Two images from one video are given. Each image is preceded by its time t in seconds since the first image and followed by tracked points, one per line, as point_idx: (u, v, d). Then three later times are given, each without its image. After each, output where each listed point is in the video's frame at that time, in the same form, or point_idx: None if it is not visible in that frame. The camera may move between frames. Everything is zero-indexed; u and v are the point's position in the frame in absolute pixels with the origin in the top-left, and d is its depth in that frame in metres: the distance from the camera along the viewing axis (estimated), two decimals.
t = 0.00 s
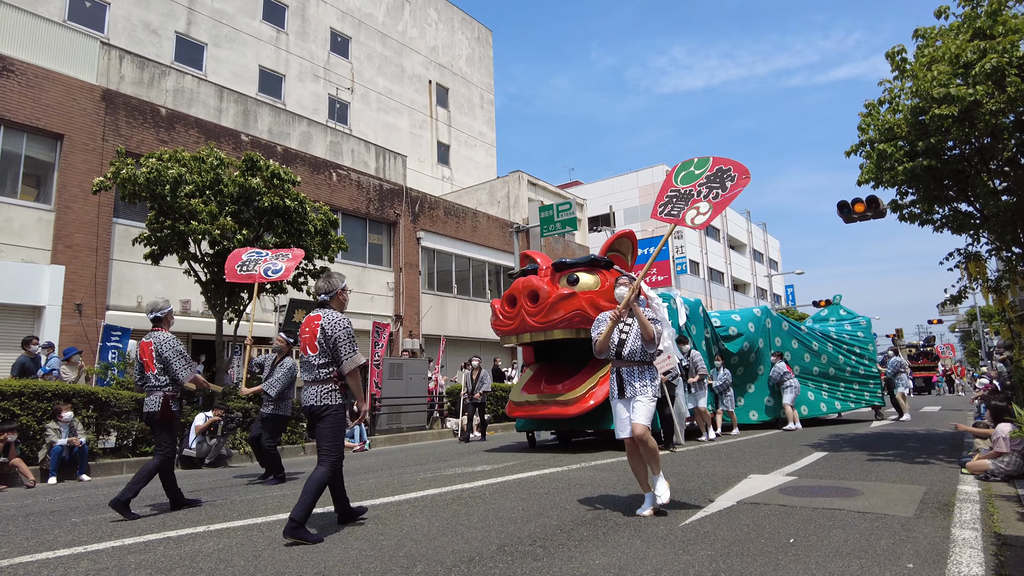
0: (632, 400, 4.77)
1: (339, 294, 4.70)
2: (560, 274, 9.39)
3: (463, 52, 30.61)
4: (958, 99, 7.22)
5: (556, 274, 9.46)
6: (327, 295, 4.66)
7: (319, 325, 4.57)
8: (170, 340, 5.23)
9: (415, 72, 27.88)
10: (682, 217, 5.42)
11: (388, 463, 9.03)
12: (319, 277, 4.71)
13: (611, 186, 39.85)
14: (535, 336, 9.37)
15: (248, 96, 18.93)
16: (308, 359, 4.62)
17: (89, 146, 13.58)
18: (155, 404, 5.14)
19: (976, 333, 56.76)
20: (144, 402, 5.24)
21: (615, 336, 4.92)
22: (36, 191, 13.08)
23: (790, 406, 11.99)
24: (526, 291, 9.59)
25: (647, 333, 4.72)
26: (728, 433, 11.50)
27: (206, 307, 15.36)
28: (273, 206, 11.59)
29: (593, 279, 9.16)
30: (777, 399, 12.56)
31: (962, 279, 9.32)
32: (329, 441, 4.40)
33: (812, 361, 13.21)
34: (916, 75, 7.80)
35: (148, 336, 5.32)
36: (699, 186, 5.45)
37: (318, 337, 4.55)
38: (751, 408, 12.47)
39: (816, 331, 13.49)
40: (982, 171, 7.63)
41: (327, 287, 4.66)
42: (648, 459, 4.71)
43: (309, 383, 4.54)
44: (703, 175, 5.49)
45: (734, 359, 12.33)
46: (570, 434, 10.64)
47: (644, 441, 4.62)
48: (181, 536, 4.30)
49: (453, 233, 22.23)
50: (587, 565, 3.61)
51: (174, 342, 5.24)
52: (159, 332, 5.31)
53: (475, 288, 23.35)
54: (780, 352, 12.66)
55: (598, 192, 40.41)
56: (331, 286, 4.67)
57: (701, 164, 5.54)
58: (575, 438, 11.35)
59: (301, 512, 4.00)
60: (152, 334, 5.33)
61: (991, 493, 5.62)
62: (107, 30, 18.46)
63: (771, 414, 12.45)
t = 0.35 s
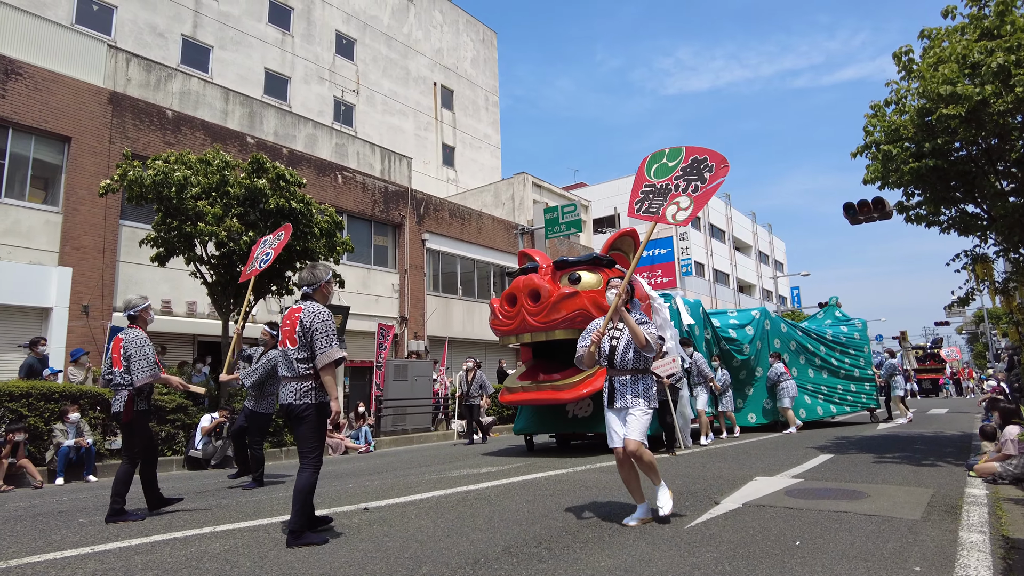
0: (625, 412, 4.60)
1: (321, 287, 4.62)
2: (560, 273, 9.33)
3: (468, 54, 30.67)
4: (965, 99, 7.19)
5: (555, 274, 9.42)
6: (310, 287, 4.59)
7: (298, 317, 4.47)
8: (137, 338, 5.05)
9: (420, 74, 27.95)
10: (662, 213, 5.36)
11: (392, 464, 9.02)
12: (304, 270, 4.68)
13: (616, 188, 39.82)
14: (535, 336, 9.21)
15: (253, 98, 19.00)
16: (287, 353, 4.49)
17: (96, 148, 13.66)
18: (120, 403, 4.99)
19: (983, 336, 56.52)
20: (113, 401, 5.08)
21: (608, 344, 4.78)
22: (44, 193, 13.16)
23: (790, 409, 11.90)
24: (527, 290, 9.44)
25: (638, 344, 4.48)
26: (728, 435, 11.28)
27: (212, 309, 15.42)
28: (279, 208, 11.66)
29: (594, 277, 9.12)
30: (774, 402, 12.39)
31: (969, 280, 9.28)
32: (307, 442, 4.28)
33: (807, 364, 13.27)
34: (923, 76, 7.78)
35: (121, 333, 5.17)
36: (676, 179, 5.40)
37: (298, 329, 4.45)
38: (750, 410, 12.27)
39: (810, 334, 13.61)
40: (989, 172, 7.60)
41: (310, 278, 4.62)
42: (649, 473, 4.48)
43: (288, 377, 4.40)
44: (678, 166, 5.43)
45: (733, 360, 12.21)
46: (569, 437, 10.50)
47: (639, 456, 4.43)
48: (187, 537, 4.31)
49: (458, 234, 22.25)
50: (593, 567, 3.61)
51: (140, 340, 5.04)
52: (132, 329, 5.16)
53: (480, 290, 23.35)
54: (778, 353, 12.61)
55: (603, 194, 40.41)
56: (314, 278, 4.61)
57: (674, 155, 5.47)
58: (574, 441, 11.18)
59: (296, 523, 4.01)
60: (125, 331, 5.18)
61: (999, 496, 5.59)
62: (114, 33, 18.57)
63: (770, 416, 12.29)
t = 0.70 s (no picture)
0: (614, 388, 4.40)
1: (296, 286, 4.37)
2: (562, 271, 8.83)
3: (474, 57, 30.72)
4: (973, 100, 7.16)
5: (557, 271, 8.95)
6: (285, 286, 4.33)
7: (280, 318, 4.15)
8: (100, 340, 4.82)
9: (425, 77, 28.02)
10: (650, 176, 5.14)
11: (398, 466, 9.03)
12: (276, 269, 4.40)
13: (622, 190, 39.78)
14: (539, 337, 8.80)
15: (260, 101, 19.08)
16: (267, 355, 4.14)
17: (103, 151, 13.74)
18: (92, 407, 4.85)
19: (992, 338, 56.17)
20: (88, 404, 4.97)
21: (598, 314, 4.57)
22: (53, 196, 13.25)
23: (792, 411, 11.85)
24: (528, 289, 9.00)
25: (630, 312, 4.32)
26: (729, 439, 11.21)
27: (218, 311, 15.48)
28: (284, 211, 11.66)
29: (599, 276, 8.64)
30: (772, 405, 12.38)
31: (976, 282, 9.23)
32: (299, 447, 4.04)
33: (807, 367, 13.17)
34: (930, 76, 7.74)
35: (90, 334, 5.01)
36: (664, 143, 5.20)
37: (283, 330, 4.11)
38: (750, 414, 12.14)
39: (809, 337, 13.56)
40: (997, 173, 7.55)
41: (285, 277, 4.33)
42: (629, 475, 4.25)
43: (272, 381, 4.08)
44: (666, 131, 5.24)
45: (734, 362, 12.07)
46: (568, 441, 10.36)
47: (627, 443, 4.22)
48: (194, 538, 4.32)
49: (463, 236, 22.26)
50: (599, 570, 3.60)
51: (101, 342, 4.82)
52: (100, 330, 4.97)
53: (485, 292, 23.36)
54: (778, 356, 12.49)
55: (608, 196, 40.39)
56: (288, 277, 4.35)
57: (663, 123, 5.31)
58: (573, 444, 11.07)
59: (225, 510, 3.91)
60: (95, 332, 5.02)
61: (1008, 500, 5.55)
62: (122, 37, 18.69)
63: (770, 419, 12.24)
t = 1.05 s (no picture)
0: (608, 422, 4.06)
1: (253, 290, 4.31)
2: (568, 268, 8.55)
3: (481, 59, 30.77)
4: (984, 99, 7.11)
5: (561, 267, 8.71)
6: (242, 290, 4.25)
7: (239, 322, 4.08)
8: (69, 337, 4.80)
9: (433, 79, 28.10)
10: (613, 192, 5.66)
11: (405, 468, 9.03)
12: (232, 272, 4.30)
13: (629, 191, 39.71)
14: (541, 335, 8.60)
15: (268, 104, 19.17)
16: (225, 360, 4.06)
17: (114, 154, 13.85)
18: (54, 407, 4.74)
19: (1004, 340, 55.69)
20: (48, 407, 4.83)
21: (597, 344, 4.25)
22: (64, 199, 13.37)
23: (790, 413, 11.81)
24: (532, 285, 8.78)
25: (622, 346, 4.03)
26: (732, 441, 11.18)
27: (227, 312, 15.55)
28: (293, 212, 11.71)
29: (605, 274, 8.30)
30: (773, 407, 12.36)
31: (988, 283, 9.16)
32: (266, 453, 4.00)
33: (807, 369, 13.11)
34: (940, 76, 7.70)
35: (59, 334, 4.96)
36: (618, 155, 5.84)
37: (243, 334, 4.05)
38: (752, 416, 12.01)
39: (810, 338, 13.48)
40: (1009, 173, 7.50)
41: (242, 281, 4.26)
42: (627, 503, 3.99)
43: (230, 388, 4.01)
44: (618, 143, 5.93)
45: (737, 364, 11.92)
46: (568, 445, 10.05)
47: (621, 476, 3.93)
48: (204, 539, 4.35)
49: (471, 238, 22.28)
50: (607, 572, 3.59)
51: (70, 339, 4.80)
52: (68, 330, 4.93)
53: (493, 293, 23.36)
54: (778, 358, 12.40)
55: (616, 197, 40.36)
56: (246, 281, 4.27)
57: (609, 134, 6.07)
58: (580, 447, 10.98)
59: (199, 534, 3.76)
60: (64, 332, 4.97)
61: (1022, 503, 5.50)
62: (132, 40, 18.84)
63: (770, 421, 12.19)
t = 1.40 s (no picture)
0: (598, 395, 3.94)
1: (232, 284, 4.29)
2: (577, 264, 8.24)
3: (493, 59, 30.82)
4: (1003, 95, 7.00)
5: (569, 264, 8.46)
6: (221, 284, 4.23)
7: (220, 312, 4.04)
8: (52, 338, 4.76)
9: (445, 80, 28.17)
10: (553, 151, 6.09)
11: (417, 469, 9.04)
12: (210, 267, 4.27)
13: (643, 190, 39.57)
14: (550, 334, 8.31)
15: (282, 106, 19.31)
16: (209, 351, 4.00)
17: (130, 156, 14.02)
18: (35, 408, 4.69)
19: None
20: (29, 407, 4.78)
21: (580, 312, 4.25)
22: (82, 202, 13.55)
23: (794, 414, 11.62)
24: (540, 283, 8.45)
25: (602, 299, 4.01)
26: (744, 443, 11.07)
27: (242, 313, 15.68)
28: (307, 213, 11.79)
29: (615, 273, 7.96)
30: (779, 409, 12.24)
31: (1008, 283, 9.02)
32: (245, 448, 3.86)
33: (813, 370, 13.06)
34: (958, 73, 7.60)
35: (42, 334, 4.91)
36: (550, 119, 6.27)
37: (224, 323, 4.03)
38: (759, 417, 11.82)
39: (814, 339, 13.43)
40: None
41: (220, 274, 4.24)
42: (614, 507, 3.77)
43: (214, 378, 3.92)
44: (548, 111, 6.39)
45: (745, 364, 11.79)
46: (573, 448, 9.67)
47: (611, 475, 3.76)
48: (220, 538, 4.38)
49: (483, 239, 22.30)
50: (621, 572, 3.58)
51: (54, 340, 4.75)
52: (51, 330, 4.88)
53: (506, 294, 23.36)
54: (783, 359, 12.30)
55: (629, 196, 40.25)
56: (224, 274, 4.25)
57: (538, 115, 6.61)
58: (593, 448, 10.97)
59: (230, 530, 3.68)
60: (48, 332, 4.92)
61: None
62: (148, 44, 19.06)
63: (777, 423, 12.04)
